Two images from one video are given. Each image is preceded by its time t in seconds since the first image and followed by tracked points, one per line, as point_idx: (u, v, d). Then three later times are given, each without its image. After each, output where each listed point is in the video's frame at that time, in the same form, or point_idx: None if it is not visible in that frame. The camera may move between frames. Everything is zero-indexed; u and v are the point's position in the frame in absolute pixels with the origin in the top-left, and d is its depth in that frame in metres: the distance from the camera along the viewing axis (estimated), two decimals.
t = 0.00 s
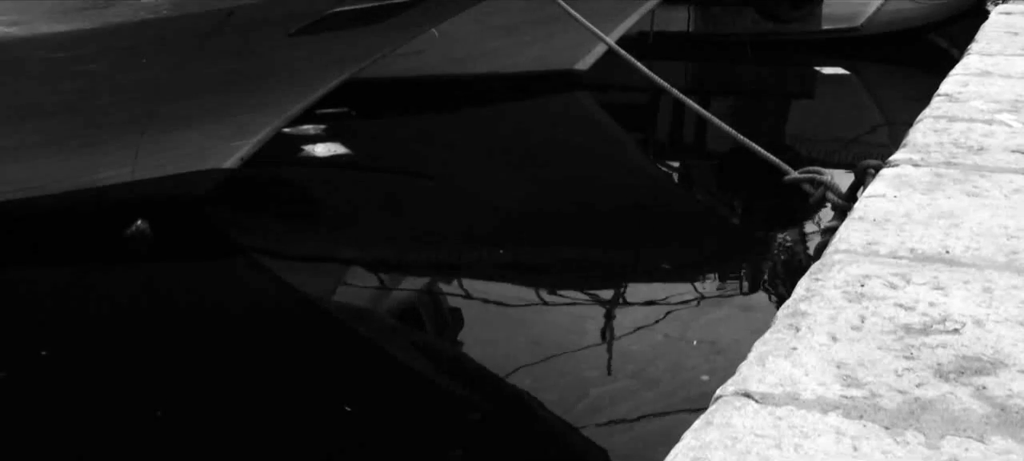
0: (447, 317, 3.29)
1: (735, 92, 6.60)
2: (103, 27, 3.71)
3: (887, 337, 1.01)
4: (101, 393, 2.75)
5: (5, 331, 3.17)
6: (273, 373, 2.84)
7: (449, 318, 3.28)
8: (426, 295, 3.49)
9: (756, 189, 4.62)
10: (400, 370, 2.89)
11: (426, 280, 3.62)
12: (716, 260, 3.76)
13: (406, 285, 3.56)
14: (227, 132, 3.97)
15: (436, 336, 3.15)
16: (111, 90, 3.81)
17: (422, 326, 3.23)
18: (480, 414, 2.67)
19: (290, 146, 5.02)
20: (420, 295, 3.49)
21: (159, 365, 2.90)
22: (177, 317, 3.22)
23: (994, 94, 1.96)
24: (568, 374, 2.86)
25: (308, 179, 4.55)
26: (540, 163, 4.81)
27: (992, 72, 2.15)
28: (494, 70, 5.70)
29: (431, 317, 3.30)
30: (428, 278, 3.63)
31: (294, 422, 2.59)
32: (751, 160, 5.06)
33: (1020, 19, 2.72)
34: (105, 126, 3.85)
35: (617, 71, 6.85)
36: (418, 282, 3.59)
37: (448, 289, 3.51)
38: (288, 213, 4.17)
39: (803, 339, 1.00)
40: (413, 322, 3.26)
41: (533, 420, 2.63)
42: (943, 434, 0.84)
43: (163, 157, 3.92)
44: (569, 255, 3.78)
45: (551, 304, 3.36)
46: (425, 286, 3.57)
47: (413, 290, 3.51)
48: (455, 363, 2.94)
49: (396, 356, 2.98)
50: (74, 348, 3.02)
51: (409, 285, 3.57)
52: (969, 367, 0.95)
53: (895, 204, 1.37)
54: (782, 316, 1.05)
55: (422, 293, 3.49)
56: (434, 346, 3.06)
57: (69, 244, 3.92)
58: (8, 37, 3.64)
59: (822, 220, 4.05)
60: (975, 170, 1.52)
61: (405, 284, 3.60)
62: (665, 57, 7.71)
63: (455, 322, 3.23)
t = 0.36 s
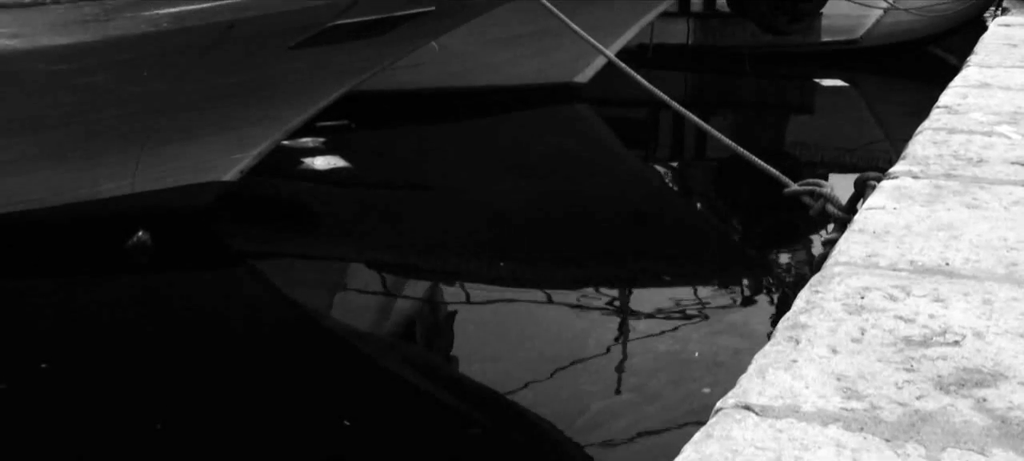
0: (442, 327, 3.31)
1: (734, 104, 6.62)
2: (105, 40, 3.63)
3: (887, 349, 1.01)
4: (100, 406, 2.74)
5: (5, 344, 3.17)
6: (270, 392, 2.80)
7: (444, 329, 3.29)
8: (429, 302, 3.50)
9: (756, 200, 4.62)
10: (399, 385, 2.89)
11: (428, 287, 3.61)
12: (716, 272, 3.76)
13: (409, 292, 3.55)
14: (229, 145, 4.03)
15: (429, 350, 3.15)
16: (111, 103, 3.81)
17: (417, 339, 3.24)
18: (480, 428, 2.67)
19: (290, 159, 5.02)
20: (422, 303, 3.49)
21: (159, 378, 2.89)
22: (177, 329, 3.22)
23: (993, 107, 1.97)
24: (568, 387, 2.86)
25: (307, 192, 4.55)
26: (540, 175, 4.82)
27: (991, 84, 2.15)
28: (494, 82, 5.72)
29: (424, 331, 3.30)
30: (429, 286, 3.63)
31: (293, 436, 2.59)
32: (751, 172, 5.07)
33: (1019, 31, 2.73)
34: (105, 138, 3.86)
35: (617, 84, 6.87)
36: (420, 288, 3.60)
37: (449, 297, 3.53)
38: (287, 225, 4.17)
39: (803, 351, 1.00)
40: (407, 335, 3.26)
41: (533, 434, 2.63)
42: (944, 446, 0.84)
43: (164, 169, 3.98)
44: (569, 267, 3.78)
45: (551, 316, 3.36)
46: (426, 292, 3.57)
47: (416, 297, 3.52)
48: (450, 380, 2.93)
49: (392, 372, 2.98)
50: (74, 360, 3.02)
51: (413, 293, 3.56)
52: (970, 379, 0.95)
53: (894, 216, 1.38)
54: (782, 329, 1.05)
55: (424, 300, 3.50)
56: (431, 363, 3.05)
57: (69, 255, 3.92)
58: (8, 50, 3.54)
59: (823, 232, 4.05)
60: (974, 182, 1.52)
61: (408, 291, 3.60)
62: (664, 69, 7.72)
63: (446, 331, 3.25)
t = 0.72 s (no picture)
0: (446, 344, 3.28)
1: (734, 117, 6.63)
2: (104, 53, 3.59)
3: (887, 362, 1.01)
4: (100, 418, 2.74)
5: (5, 355, 3.17)
6: (270, 405, 2.80)
7: (449, 346, 3.26)
8: (426, 316, 3.49)
9: (756, 212, 4.62)
10: (399, 399, 2.89)
11: (424, 302, 3.62)
12: (716, 285, 3.76)
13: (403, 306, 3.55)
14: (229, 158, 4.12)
15: (433, 366, 3.12)
16: (112, 115, 3.82)
17: (418, 354, 3.22)
18: (480, 441, 2.66)
19: (290, 172, 5.03)
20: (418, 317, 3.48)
21: (159, 390, 2.89)
22: (177, 341, 3.22)
23: (992, 119, 1.97)
24: (568, 399, 2.85)
25: (307, 204, 4.55)
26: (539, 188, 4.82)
27: (990, 97, 2.16)
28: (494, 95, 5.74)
29: (429, 345, 3.28)
30: (427, 301, 3.63)
31: (293, 449, 2.58)
32: (750, 185, 5.08)
33: (1017, 44, 2.74)
34: (105, 149, 3.90)
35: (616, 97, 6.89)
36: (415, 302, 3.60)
37: (444, 312, 3.52)
38: (287, 237, 4.18)
39: (803, 364, 1.00)
40: (410, 351, 3.24)
41: (533, 446, 2.62)
42: (945, 459, 0.84)
43: (163, 183, 4.07)
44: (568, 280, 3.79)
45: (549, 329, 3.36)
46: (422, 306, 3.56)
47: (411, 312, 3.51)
48: (451, 394, 2.92)
49: (393, 387, 2.97)
50: (74, 372, 3.02)
51: (407, 306, 3.57)
52: (970, 391, 0.95)
53: (894, 229, 1.38)
54: (782, 341, 1.05)
55: (420, 315, 3.49)
56: (433, 379, 3.02)
57: (68, 265, 3.92)
58: (8, 62, 3.53)
59: (823, 244, 4.05)
60: (974, 194, 1.53)
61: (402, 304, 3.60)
62: (664, 82, 7.74)
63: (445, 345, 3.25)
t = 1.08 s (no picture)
0: (445, 356, 3.29)
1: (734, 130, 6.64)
2: (105, 66, 3.58)
3: (888, 375, 1.01)
4: (100, 431, 2.73)
5: (5, 370, 3.16)
6: (270, 417, 2.80)
7: (443, 356, 3.27)
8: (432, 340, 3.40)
9: (755, 224, 4.63)
10: (399, 410, 2.88)
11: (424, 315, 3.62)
12: (716, 297, 3.76)
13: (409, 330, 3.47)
14: (229, 171, 4.11)
15: (430, 375, 3.12)
16: (113, 128, 3.83)
17: (417, 364, 3.22)
18: (481, 453, 2.65)
19: (290, 184, 5.04)
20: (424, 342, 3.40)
21: (159, 403, 2.89)
22: (178, 354, 3.22)
23: (992, 131, 1.98)
24: (568, 412, 2.84)
25: (307, 217, 4.55)
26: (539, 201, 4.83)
27: (989, 109, 2.16)
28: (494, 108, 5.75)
29: (424, 356, 3.28)
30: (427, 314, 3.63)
31: None
32: (750, 197, 5.08)
33: (1016, 56, 2.75)
34: (105, 162, 3.92)
35: (616, 110, 6.91)
36: (420, 325, 3.52)
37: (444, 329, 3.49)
38: (286, 250, 4.19)
39: (803, 377, 1.00)
40: (409, 360, 3.24)
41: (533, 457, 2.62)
42: None
43: (162, 194, 4.05)
44: (568, 293, 3.79)
45: (550, 341, 3.36)
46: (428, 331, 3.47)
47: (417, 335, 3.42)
48: (451, 405, 2.92)
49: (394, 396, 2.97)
50: (75, 385, 3.01)
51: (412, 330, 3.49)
52: (970, 404, 0.95)
53: (894, 241, 1.38)
54: (782, 355, 1.05)
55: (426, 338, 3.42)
56: (432, 387, 3.03)
57: (69, 279, 3.93)
58: (8, 74, 3.53)
59: (822, 256, 4.05)
60: (974, 207, 1.53)
61: (408, 328, 3.52)
62: (663, 94, 7.76)
63: (445, 357, 3.25)
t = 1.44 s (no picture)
0: (445, 367, 3.28)
1: (733, 142, 6.65)
2: (105, 78, 3.58)
3: (888, 387, 1.01)
4: (99, 443, 2.72)
5: (5, 383, 3.16)
6: (270, 429, 2.79)
7: (443, 368, 3.26)
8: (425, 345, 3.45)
9: (755, 236, 4.63)
10: (399, 423, 2.88)
11: (424, 327, 3.61)
12: (717, 309, 3.76)
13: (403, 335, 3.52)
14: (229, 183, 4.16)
15: (429, 390, 3.11)
16: (114, 140, 3.84)
17: (417, 379, 3.21)
18: None
19: (290, 197, 5.04)
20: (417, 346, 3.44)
21: (159, 415, 2.88)
22: (178, 367, 3.22)
23: (991, 144, 1.98)
24: (569, 423, 2.84)
25: (308, 230, 4.56)
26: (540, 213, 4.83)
27: (989, 121, 2.17)
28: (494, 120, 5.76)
29: (424, 369, 3.27)
30: (427, 325, 3.63)
31: None
32: (750, 209, 5.09)
33: (1015, 69, 2.75)
34: (106, 173, 3.92)
35: (616, 123, 6.92)
36: (414, 331, 3.56)
37: (447, 339, 3.49)
38: (286, 263, 4.19)
39: (803, 389, 0.99)
40: (408, 376, 3.23)
41: None
42: None
43: (164, 207, 4.10)
44: (568, 305, 3.79)
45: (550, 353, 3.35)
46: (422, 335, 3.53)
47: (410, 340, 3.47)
48: (452, 418, 2.91)
49: (393, 412, 2.96)
50: (74, 398, 3.01)
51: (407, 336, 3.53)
52: (971, 416, 0.95)
53: (894, 253, 1.38)
54: (783, 367, 1.05)
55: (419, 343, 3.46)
56: (432, 402, 3.02)
57: (69, 291, 3.92)
58: (8, 88, 3.50)
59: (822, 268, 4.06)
60: (973, 219, 1.53)
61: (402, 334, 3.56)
62: (662, 107, 7.77)
63: (445, 369, 3.24)
